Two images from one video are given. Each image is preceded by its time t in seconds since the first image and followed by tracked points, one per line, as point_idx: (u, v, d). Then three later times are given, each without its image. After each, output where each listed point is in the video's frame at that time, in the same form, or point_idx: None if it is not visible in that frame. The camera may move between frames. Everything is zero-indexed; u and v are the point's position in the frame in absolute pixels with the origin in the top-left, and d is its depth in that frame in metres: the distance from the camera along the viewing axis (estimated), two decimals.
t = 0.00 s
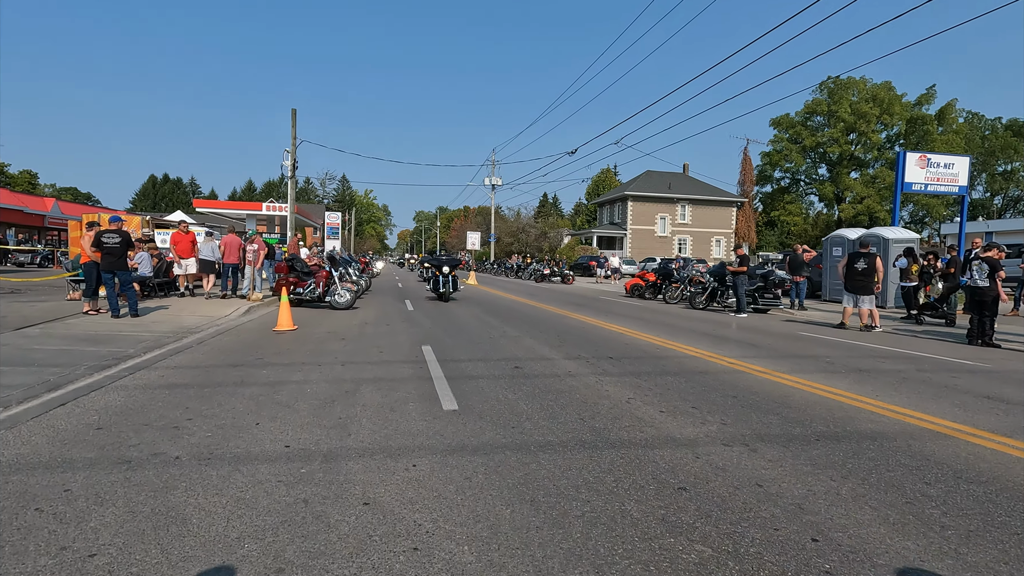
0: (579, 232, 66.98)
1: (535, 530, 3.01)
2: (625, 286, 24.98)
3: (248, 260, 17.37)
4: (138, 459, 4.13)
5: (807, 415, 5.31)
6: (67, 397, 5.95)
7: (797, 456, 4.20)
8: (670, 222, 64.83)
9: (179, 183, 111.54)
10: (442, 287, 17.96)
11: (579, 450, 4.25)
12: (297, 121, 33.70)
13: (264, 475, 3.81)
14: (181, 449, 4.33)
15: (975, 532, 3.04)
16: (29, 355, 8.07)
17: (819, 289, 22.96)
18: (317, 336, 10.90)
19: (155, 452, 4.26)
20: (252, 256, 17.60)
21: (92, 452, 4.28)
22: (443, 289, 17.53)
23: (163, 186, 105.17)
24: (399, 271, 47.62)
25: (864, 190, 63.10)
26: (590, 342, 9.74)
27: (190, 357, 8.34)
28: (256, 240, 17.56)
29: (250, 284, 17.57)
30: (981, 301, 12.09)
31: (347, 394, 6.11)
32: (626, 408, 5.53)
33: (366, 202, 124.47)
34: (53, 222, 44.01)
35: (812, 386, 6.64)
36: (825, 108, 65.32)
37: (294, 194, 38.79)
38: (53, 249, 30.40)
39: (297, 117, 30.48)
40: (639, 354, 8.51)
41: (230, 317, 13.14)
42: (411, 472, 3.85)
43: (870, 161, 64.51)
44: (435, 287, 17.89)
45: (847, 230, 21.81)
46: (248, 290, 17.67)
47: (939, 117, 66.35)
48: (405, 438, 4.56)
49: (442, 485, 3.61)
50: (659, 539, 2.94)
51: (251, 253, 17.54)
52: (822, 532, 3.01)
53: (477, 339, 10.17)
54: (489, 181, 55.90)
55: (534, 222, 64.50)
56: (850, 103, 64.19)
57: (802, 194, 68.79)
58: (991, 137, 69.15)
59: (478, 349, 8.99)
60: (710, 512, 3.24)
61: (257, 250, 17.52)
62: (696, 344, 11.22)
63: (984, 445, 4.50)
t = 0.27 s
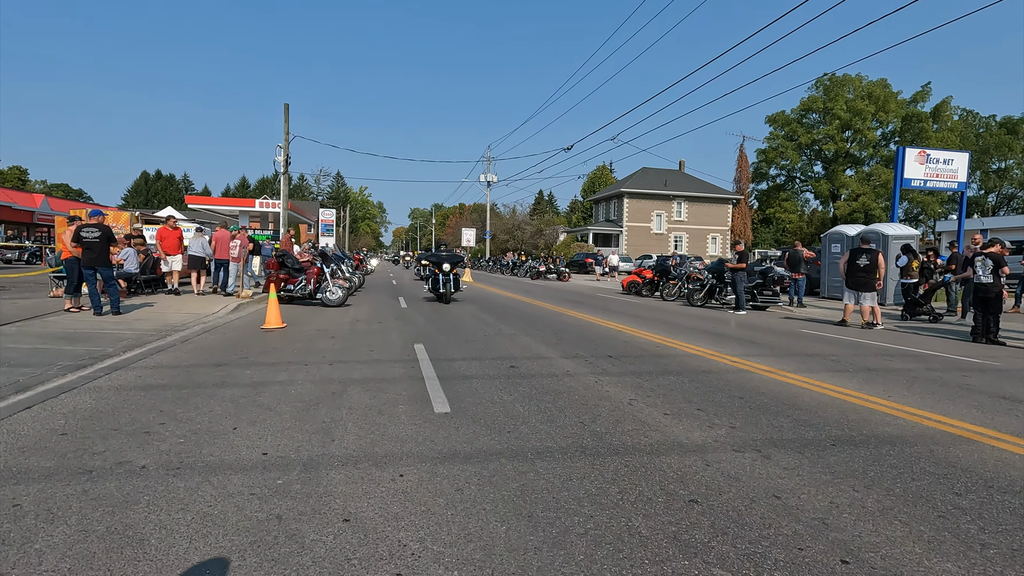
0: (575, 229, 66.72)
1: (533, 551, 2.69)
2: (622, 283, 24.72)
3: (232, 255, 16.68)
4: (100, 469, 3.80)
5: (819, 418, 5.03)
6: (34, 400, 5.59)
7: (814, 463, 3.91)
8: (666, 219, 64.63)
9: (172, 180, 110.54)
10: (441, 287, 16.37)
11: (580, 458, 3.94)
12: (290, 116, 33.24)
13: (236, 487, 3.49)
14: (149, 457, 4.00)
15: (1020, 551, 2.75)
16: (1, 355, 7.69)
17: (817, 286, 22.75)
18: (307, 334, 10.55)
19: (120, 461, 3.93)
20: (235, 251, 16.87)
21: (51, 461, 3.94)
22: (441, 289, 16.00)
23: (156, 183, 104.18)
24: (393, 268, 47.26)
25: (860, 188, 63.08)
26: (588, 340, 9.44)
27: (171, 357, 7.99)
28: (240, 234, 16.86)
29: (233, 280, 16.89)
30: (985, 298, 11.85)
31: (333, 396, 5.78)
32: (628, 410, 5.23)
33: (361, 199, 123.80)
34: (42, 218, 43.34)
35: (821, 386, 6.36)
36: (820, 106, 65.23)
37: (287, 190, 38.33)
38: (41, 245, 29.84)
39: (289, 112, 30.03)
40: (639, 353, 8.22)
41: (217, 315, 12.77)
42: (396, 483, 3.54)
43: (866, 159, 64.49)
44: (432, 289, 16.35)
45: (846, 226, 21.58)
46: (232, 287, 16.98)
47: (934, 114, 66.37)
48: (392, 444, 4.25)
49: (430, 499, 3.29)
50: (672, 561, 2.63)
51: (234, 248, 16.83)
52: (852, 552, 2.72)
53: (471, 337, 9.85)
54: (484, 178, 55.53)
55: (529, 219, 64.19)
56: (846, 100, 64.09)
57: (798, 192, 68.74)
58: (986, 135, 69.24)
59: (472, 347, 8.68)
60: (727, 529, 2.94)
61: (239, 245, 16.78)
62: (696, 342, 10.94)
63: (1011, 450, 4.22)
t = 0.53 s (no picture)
0: (571, 228, 66.45)
1: None
2: (619, 282, 24.48)
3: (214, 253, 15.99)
4: (53, 491, 3.46)
5: (833, 428, 4.73)
6: None
7: (834, 481, 3.60)
8: (663, 218, 64.43)
9: (165, 178, 109.68)
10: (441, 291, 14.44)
11: (580, 476, 3.63)
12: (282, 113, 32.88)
13: (200, 514, 3.15)
14: (108, 477, 3.66)
15: None
16: None
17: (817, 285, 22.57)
18: (295, 336, 10.19)
19: (75, 482, 3.57)
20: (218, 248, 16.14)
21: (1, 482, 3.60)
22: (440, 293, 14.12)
23: (149, 181, 103.34)
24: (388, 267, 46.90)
25: (856, 186, 63.03)
26: (585, 343, 9.12)
27: (149, 361, 7.62)
28: (222, 230, 16.20)
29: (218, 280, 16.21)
30: (990, 298, 11.57)
31: (317, 405, 5.44)
32: (630, 420, 4.91)
33: (356, 198, 123.21)
34: (32, 217, 42.73)
35: (831, 392, 6.06)
36: (816, 104, 65.13)
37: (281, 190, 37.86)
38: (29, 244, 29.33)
39: (282, 109, 29.60)
40: (639, 357, 7.91)
41: (203, 316, 12.40)
42: (378, 507, 3.21)
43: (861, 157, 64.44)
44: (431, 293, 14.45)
45: (845, 225, 21.41)
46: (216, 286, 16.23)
47: (930, 113, 66.37)
48: (376, 460, 3.91)
49: (415, 527, 2.97)
50: None
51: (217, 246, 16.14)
52: None
53: (464, 339, 9.53)
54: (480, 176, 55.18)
55: (525, 217, 63.89)
56: (842, 98, 64.01)
57: (794, 190, 68.68)
58: (981, 133, 69.28)
59: (465, 350, 8.34)
60: (745, 564, 2.62)
61: (221, 242, 16.06)
62: (696, 343, 10.66)
63: None
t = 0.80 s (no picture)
0: (569, 227, 66.19)
1: None
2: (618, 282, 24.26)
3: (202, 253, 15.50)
4: (11, 514, 3.15)
5: (855, 438, 4.44)
6: None
7: (864, 500, 3.32)
8: (660, 217, 64.20)
9: (160, 177, 108.98)
10: (445, 295, 12.63)
11: (588, 496, 3.34)
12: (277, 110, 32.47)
13: (171, 542, 2.85)
14: (74, 497, 3.35)
15: None
16: None
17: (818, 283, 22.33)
18: (288, 337, 9.87)
19: (36, 503, 3.27)
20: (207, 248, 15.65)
21: None
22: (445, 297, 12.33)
23: (144, 180, 102.68)
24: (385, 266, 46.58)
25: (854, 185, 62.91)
26: (587, 345, 8.83)
27: (133, 365, 7.30)
28: (211, 230, 15.85)
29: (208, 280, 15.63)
30: (998, 298, 11.30)
31: (306, 413, 5.14)
32: (639, 430, 4.63)
33: (353, 197, 122.73)
34: (24, 216, 42.23)
35: (846, 398, 5.79)
36: (814, 103, 64.97)
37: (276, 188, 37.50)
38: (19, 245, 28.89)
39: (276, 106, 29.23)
40: (644, 360, 7.62)
41: (193, 317, 12.07)
42: (368, 533, 2.92)
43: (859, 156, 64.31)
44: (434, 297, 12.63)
45: (847, 223, 21.20)
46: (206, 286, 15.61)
47: (927, 111, 66.32)
48: (367, 477, 3.62)
49: (408, 558, 2.67)
50: None
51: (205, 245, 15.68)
52: None
53: (462, 341, 9.24)
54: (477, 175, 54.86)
55: (523, 216, 63.62)
56: (840, 97, 63.86)
57: (791, 189, 68.55)
58: (979, 132, 69.25)
59: (463, 353, 8.05)
60: None
61: (210, 241, 15.60)
62: (700, 344, 10.38)
63: None
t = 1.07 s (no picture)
0: (567, 227, 65.93)
1: None
2: (617, 282, 24.01)
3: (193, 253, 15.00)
4: None
5: (884, 450, 4.18)
6: None
7: (906, 523, 3.05)
8: (658, 216, 63.99)
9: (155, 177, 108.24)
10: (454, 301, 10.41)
11: (607, 519, 3.07)
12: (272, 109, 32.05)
13: None
14: (43, 524, 3.05)
15: None
16: None
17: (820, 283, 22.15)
18: (282, 341, 9.56)
19: None
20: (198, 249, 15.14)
21: None
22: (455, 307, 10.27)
23: (138, 180, 101.99)
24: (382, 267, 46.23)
25: (851, 184, 62.89)
26: (592, 348, 8.55)
27: (119, 372, 6.98)
28: (202, 230, 15.40)
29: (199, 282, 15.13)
30: (1009, 299, 11.05)
31: (300, 424, 4.84)
32: (655, 442, 4.35)
33: (349, 197, 122.23)
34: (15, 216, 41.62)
35: (867, 404, 5.53)
36: (811, 102, 64.88)
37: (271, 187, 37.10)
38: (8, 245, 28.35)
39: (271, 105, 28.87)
40: (651, 364, 7.35)
41: (185, 319, 11.74)
42: (367, 566, 2.63)
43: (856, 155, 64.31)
44: (440, 306, 10.56)
45: (850, 222, 20.98)
46: (197, 289, 15.06)
47: (924, 111, 66.37)
48: (365, 498, 3.32)
49: None
50: None
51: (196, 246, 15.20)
52: None
53: (462, 344, 8.95)
54: (474, 175, 54.57)
55: (520, 215, 63.31)
56: (837, 96, 63.80)
57: (789, 188, 68.48)
58: (975, 131, 69.37)
59: (464, 357, 7.77)
60: None
61: (201, 241, 15.09)
62: (705, 346, 10.13)
63: None
